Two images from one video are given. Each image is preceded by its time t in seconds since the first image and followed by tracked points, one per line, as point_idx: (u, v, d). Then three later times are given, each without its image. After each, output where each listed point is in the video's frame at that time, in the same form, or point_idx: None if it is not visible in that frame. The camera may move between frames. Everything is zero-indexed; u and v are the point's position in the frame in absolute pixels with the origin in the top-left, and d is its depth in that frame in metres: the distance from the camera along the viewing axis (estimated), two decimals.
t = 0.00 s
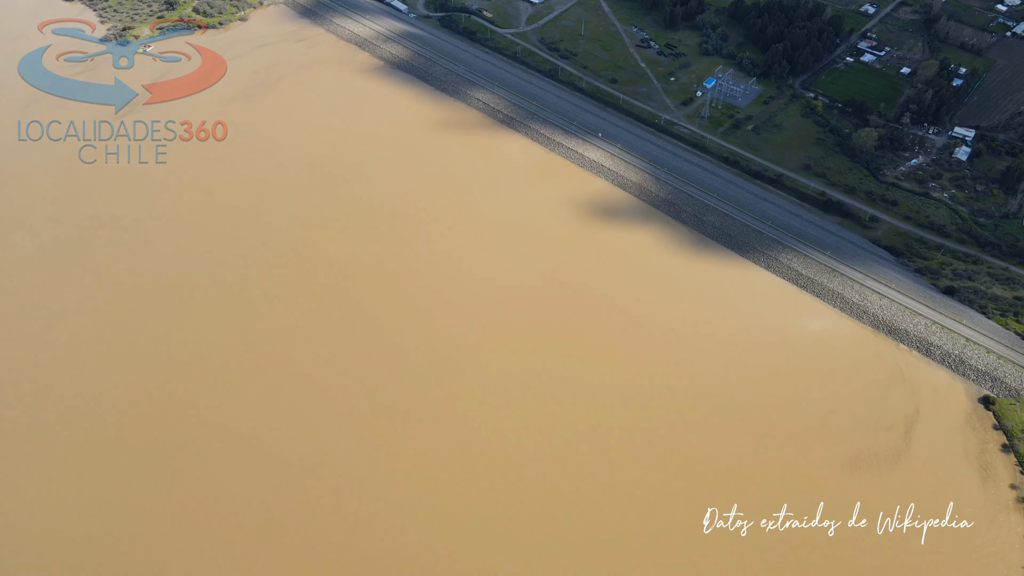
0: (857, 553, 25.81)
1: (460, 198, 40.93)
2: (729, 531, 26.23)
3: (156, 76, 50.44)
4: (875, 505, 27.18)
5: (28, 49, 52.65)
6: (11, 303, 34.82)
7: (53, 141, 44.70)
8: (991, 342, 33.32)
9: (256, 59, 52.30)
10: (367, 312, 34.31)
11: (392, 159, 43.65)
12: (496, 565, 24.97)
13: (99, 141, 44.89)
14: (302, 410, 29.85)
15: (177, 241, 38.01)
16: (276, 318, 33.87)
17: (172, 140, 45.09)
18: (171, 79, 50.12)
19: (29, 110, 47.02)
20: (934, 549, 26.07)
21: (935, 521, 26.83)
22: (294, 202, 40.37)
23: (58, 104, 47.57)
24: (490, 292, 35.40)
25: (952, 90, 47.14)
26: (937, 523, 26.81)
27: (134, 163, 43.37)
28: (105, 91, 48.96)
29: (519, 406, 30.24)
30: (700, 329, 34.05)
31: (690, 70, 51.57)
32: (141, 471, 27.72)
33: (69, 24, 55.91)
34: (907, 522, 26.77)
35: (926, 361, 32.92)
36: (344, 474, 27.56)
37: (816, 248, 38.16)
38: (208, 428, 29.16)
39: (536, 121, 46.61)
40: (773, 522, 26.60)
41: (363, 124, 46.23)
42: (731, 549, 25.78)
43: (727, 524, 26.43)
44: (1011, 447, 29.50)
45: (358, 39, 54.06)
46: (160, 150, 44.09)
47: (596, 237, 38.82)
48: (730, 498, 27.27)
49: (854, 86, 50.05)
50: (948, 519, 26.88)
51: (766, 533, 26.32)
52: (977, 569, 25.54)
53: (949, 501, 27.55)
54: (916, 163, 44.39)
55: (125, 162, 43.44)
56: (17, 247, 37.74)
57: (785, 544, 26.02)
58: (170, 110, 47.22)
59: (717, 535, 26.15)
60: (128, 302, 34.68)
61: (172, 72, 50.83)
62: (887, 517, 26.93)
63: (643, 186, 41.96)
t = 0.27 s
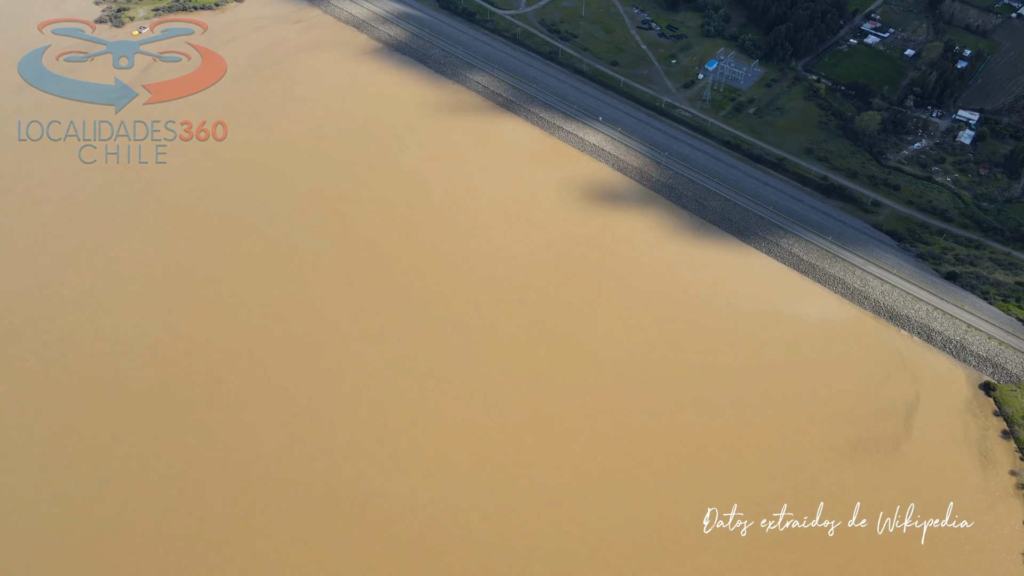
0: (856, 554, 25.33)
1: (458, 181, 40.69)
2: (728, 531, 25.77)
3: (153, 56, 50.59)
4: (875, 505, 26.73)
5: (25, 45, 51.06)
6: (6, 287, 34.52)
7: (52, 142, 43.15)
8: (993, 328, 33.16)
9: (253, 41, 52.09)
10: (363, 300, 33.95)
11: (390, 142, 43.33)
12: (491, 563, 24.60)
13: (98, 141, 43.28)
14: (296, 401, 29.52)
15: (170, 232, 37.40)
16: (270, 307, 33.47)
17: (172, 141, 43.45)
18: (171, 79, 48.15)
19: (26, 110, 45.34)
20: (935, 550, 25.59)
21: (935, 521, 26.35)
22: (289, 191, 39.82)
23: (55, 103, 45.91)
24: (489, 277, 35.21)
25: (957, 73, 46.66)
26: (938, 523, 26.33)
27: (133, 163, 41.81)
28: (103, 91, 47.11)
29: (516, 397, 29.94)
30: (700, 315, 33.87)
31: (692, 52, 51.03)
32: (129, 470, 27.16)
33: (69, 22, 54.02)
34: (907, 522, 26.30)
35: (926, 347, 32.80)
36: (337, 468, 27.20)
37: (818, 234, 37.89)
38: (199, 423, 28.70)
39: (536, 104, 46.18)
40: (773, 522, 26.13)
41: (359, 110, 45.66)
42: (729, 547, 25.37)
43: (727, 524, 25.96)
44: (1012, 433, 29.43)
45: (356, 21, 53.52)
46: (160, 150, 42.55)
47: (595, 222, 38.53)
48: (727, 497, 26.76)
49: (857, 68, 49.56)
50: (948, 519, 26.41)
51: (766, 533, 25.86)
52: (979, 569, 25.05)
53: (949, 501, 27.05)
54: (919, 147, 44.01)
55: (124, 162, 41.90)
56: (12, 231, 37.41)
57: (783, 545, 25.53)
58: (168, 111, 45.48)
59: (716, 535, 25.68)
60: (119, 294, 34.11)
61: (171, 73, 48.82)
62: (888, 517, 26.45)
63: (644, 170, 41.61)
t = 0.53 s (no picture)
0: (856, 556, 24.94)
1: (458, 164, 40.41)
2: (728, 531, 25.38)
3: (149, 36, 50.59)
4: (875, 504, 26.30)
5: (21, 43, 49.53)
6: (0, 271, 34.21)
7: (52, 142, 41.65)
8: (995, 313, 33.03)
9: (250, 22, 51.78)
10: (358, 288, 33.57)
11: (388, 123, 42.96)
12: (486, 561, 24.32)
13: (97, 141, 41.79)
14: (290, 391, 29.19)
15: (162, 221, 36.76)
16: (265, 295, 33.07)
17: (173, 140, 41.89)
18: (174, 78, 46.44)
19: (25, 109, 43.78)
20: (935, 550, 25.19)
21: (935, 521, 25.91)
22: (283, 178, 39.25)
23: (53, 103, 44.38)
24: (488, 261, 34.99)
25: (962, 53, 46.15)
26: (937, 523, 25.89)
27: (135, 164, 40.31)
28: (104, 91, 45.42)
29: (515, 382, 29.86)
30: (700, 300, 33.67)
31: (694, 32, 50.46)
32: (120, 467, 26.71)
33: (69, 19, 52.35)
34: (907, 522, 25.87)
35: (928, 332, 32.67)
36: (331, 462, 26.87)
37: (820, 218, 37.66)
38: (192, 417, 28.30)
39: (536, 86, 45.73)
40: (773, 522, 25.73)
41: (355, 94, 45.03)
42: (727, 545, 25.06)
43: (727, 524, 25.57)
44: (1011, 419, 29.41)
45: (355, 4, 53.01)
46: (160, 150, 41.01)
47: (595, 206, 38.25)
48: (726, 496, 26.33)
49: (861, 49, 49.03)
50: (948, 519, 25.98)
51: (766, 533, 25.49)
52: (980, 569, 24.70)
53: (949, 500, 26.61)
54: (923, 129, 43.62)
55: (125, 162, 40.43)
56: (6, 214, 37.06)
57: (782, 546, 25.14)
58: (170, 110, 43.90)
59: (717, 535, 25.30)
60: (112, 285, 33.56)
61: (174, 72, 47.09)
62: (888, 517, 26.02)
63: (645, 154, 41.28)
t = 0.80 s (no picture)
0: (857, 556, 24.51)
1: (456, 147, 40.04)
2: (728, 531, 24.98)
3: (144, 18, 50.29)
4: (875, 504, 25.86)
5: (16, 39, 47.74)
6: None
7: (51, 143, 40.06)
8: (997, 298, 32.84)
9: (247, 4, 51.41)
10: (353, 275, 33.16)
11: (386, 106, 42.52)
12: (484, 551, 24.16)
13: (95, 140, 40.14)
14: (285, 380, 28.92)
15: (155, 211, 36.10)
16: (259, 283, 32.65)
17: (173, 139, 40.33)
18: (175, 75, 44.76)
19: (22, 109, 42.11)
20: (936, 550, 24.78)
21: (935, 521, 25.47)
22: (278, 165, 38.65)
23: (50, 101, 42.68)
24: (487, 246, 34.71)
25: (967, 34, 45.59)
26: (937, 523, 25.45)
27: (135, 165, 38.74)
28: (103, 89, 43.67)
29: (514, 368, 29.67)
30: (700, 286, 33.40)
31: (696, 12, 49.83)
32: (112, 461, 26.34)
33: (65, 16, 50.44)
34: (907, 522, 25.43)
35: (929, 317, 32.49)
36: (326, 452, 26.63)
37: (822, 202, 37.37)
38: (185, 408, 27.95)
39: (535, 68, 45.20)
40: (773, 522, 25.31)
41: (350, 78, 44.39)
42: (726, 541, 24.72)
43: (727, 524, 25.15)
44: (1012, 405, 29.30)
45: None
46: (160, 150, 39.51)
47: (595, 191, 37.88)
48: (726, 496, 25.89)
49: (865, 30, 48.47)
50: (949, 519, 25.54)
51: (766, 533, 25.07)
52: (980, 562, 24.53)
53: (949, 500, 26.14)
54: (926, 111, 43.17)
55: (125, 164, 38.80)
56: None
57: (783, 547, 24.72)
58: (172, 109, 42.23)
59: (716, 535, 24.89)
60: (104, 277, 32.93)
61: (175, 70, 45.33)
62: (888, 517, 25.58)
63: (645, 137, 40.87)
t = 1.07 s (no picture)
0: (857, 545, 24.46)
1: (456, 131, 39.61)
2: (728, 531, 24.61)
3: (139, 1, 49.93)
4: (875, 504, 25.49)
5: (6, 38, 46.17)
6: None
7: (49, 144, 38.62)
8: (999, 283, 32.66)
9: None
10: (353, 260, 32.95)
11: (385, 88, 42.08)
12: (483, 540, 24.07)
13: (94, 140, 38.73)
14: (285, 366, 28.80)
15: (150, 198, 35.63)
16: (256, 270, 32.37)
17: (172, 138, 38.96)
18: (175, 73, 43.21)
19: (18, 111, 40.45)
20: (936, 549, 24.47)
21: (935, 521, 25.14)
22: (276, 148, 38.27)
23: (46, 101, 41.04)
24: (487, 230, 34.46)
25: (972, 15, 45.07)
26: (937, 523, 25.13)
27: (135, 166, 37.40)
28: (101, 90, 41.99)
29: (515, 354, 29.55)
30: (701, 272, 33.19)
31: None
32: (110, 450, 26.17)
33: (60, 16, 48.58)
34: (907, 522, 25.08)
35: (931, 303, 32.32)
36: (325, 439, 26.53)
37: (824, 186, 37.10)
38: (184, 395, 27.78)
39: (536, 50, 44.76)
40: (773, 522, 24.93)
41: (348, 61, 43.89)
42: (726, 538, 24.46)
43: (727, 524, 24.77)
44: (1013, 391, 29.22)
45: None
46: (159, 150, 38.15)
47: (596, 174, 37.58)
48: (725, 495, 25.50)
49: (869, 11, 47.99)
50: (948, 518, 25.19)
51: (766, 533, 24.71)
52: (981, 555, 24.39)
53: (949, 500, 25.76)
54: (930, 93, 42.78)
55: (125, 166, 37.44)
56: None
57: (782, 536, 24.62)
58: (173, 109, 40.73)
59: (716, 535, 24.52)
60: (100, 263, 32.64)
61: (175, 69, 43.70)
62: (888, 516, 25.22)
63: (646, 120, 40.49)
